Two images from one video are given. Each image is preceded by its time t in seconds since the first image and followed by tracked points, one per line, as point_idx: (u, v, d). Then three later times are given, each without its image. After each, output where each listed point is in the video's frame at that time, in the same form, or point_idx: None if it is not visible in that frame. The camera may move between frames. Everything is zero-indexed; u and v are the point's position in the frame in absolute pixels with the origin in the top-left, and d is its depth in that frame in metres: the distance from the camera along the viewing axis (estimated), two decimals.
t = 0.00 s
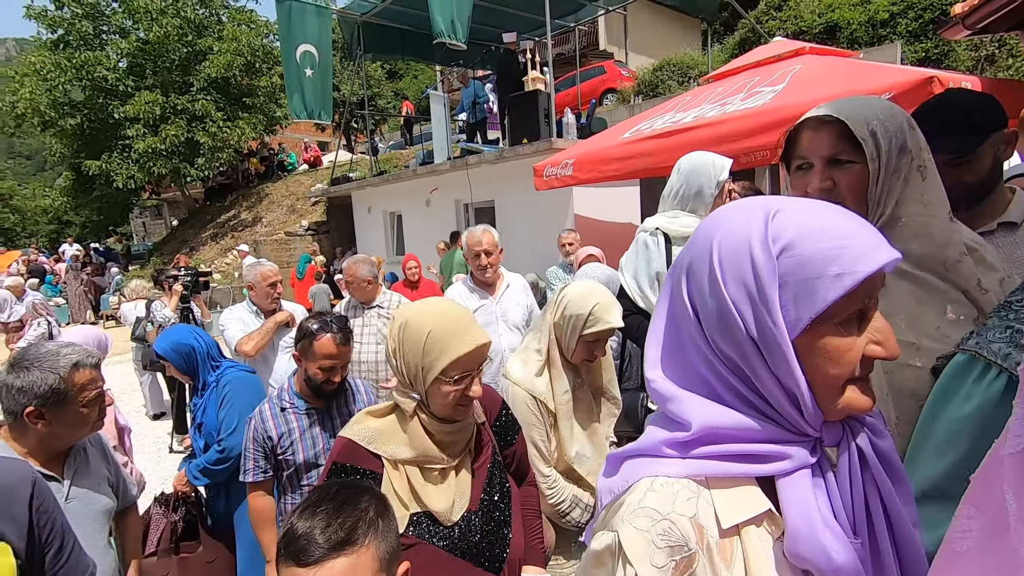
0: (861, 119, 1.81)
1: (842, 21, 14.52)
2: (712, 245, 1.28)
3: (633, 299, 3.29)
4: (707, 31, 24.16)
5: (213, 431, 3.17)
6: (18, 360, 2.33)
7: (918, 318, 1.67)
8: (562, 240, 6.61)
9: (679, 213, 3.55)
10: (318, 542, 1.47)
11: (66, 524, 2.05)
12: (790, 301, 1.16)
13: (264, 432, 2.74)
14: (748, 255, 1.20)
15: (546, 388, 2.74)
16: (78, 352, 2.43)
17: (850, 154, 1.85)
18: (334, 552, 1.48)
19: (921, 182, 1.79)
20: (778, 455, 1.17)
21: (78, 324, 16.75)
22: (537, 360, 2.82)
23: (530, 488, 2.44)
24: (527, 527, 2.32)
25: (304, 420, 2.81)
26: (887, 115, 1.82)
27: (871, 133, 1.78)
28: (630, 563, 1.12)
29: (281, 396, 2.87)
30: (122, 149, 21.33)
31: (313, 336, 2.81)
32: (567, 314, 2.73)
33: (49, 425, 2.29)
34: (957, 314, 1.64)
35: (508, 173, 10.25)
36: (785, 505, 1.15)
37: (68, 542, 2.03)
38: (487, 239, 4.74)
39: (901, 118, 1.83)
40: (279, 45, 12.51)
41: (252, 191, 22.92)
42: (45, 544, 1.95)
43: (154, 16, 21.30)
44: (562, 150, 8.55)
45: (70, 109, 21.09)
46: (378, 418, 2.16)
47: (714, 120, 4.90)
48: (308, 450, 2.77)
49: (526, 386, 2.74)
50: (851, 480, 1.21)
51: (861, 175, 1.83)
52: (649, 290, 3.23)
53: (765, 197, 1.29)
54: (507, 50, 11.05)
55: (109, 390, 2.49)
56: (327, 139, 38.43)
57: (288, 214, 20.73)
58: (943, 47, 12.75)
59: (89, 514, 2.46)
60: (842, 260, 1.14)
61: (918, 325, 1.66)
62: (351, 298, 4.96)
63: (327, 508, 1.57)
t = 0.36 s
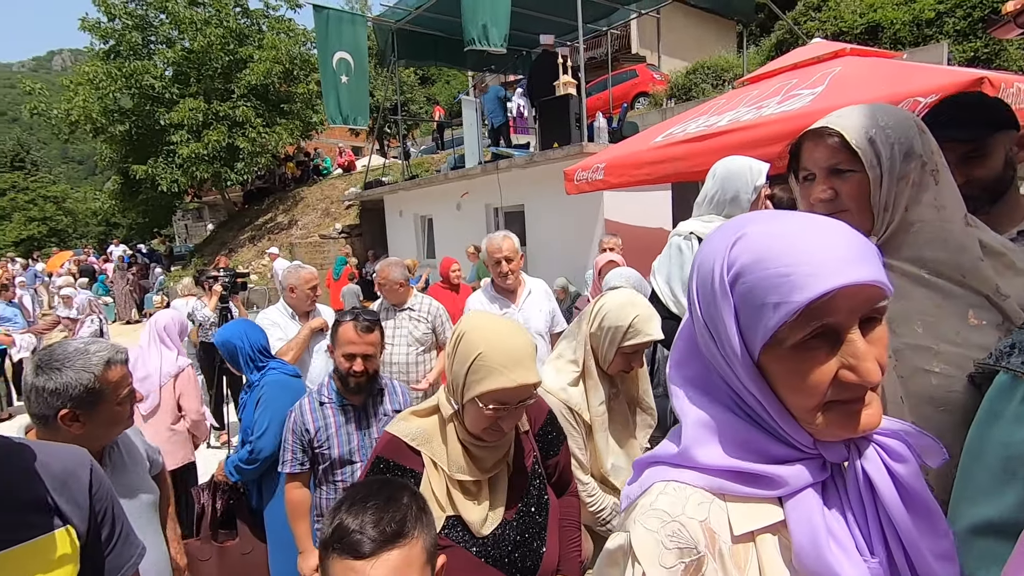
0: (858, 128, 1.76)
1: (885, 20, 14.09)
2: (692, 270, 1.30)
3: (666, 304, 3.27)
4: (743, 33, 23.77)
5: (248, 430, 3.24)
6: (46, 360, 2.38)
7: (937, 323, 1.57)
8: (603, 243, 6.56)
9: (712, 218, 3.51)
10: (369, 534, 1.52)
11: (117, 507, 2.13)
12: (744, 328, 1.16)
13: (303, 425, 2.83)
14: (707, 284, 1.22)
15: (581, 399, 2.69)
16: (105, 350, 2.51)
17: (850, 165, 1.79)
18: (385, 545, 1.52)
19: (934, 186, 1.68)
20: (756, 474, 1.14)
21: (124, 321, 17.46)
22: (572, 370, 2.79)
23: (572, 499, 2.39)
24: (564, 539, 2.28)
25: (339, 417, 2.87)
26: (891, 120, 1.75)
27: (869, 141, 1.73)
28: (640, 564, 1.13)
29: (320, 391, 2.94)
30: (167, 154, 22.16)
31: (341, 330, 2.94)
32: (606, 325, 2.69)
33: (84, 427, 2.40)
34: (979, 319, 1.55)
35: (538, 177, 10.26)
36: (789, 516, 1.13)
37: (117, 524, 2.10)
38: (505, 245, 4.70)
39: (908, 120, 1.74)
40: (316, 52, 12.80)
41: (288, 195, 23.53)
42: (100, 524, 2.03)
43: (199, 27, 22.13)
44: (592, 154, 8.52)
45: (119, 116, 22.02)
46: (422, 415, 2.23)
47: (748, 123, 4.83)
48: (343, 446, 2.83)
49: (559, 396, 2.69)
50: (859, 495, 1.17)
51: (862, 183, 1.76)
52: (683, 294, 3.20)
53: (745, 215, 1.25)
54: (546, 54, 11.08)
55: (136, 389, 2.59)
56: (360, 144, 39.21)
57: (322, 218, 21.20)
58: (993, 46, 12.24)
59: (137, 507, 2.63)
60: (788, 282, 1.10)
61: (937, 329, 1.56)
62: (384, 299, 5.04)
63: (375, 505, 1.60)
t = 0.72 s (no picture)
0: (891, 132, 1.73)
1: (924, 18, 13.66)
2: (723, 273, 1.26)
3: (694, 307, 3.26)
4: (774, 33, 23.35)
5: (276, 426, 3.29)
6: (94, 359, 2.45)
7: (971, 331, 1.51)
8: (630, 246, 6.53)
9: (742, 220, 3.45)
10: (419, 536, 1.54)
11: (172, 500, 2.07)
12: (777, 334, 1.13)
13: (335, 416, 2.91)
14: (740, 286, 1.19)
15: (621, 392, 2.58)
16: (150, 351, 2.61)
17: (881, 168, 1.76)
18: (434, 549, 1.55)
19: (971, 190, 1.60)
20: (783, 480, 1.12)
21: (159, 318, 18.01)
22: (614, 362, 2.67)
23: (604, 515, 2.33)
24: (590, 557, 2.21)
25: (368, 411, 2.90)
26: (924, 123, 1.69)
27: (901, 145, 1.69)
28: (661, 569, 1.09)
29: (352, 385, 3.00)
30: (201, 156, 22.78)
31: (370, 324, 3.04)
32: (650, 320, 2.52)
33: (130, 425, 2.45)
34: (1016, 328, 1.49)
35: (564, 179, 10.24)
36: (817, 527, 1.09)
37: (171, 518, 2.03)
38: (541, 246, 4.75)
39: (943, 121, 1.67)
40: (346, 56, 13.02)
41: (318, 196, 23.98)
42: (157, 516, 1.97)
43: (233, 32, 22.75)
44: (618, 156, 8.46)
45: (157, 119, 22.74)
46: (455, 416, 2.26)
47: (780, 125, 4.74)
48: (371, 439, 2.86)
49: (598, 387, 2.61)
50: (891, 510, 1.13)
51: (895, 187, 1.72)
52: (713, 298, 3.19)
53: (780, 219, 1.21)
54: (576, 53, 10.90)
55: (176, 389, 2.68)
56: (388, 145, 39.75)
57: (350, 219, 21.54)
58: None
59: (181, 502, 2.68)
60: (827, 289, 1.06)
61: (970, 337, 1.51)
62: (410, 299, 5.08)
63: (421, 510, 1.60)
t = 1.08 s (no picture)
0: (952, 127, 1.67)
1: (975, 10, 13.09)
2: (822, 268, 1.09)
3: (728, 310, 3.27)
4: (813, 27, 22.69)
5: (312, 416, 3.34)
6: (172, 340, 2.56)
7: None
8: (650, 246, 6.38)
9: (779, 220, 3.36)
10: (474, 522, 1.54)
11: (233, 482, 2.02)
12: (903, 349, 0.99)
13: (370, 408, 2.97)
14: (856, 287, 1.03)
15: (668, 400, 2.53)
16: (219, 335, 2.69)
17: (940, 164, 1.68)
18: (488, 533, 1.54)
19: None
20: (881, 514, 1.02)
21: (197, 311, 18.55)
22: (662, 369, 2.59)
23: (630, 518, 2.26)
24: (617, 559, 2.16)
25: (399, 405, 2.93)
26: (988, 119, 1.67)
27: (964, 140, 1.65)
28: None
29: (386, 380, 3.05)
30: (238, 154, 23.30)
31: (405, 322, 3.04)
32: (705, 329, 2.45)
33: (197, 404, 2.51)
34: None
35: (594, 178, 10.15)
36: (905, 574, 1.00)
37: (233, 499, 1.98)
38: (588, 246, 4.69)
39: (1006, 119, 1.68)
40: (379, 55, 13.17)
41: (349, 194, 24.34)
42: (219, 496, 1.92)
43: (270, 32, 23.25)
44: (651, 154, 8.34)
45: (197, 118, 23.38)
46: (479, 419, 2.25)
47: (821, 122, 4.57)
48: (401, 432, 2.87)
49: (642, 392, 2.56)
50: (988, 554, 1.02)
51: (953, 183, 1.67)
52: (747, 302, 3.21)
53: (900, 213, 1.06)
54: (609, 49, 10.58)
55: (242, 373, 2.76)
56: (418, 143, 40.14)
57: (381, 216, 21.81)
58: None
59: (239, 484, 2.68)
60: (984, 306, 0.93)
61: None
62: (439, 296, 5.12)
63: (473, 497, 1.61)
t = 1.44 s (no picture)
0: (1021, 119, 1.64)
1: None
2: (973, 288, 0.87)
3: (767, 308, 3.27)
4: (862, 17, 21.84)
5: (354, 404, 3.41)
6: (275, 312, 2.71)
7: None
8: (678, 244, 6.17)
9: (821, 217, 3.27)
10: (516, 508, 1.55)
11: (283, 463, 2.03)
12: None
13: (407, 402, 3.01)
14: None
15: (710, 404, 2.47)
16: (312, 316, 2.76)
17: (1008, 157, 1.65)
18: (531, 518, 1.55)
19: None
20: None
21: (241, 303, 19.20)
22: (705, 370, 2.55)
23: (655, 515, 2.26)
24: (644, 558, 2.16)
25: (435, 399, 2.96)
26: None
27: None
28: None
29: (424, 374, 3.08)
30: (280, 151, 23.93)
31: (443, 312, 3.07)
32: (755, 331, 2.41)
33: (284, 376, 2.58)
34: None
35: (631, 174, 10.03)
36: None
37: (284, 480, 1.99)
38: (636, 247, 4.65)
39: None
40: (418, 52, 13.31)
41: (386, 189, 24.74)
42: (272, 476, 1.94)
43: (311, 32, 23.79)
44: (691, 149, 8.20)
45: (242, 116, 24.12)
46: (504, 419, 2.19)
47: (872, 115, 4.39)
48: (436, 426, 2.91)
49: (684, 393, 2.50)
50: None
51: (1021, 178, 1.64)
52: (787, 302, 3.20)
53: None
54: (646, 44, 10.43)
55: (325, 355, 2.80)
56: (454, 140, 40.48)
57: (417, 212, 22.11)
58: None
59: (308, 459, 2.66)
60: None
61: None
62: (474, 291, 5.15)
63: (518, 481, 1.63)
